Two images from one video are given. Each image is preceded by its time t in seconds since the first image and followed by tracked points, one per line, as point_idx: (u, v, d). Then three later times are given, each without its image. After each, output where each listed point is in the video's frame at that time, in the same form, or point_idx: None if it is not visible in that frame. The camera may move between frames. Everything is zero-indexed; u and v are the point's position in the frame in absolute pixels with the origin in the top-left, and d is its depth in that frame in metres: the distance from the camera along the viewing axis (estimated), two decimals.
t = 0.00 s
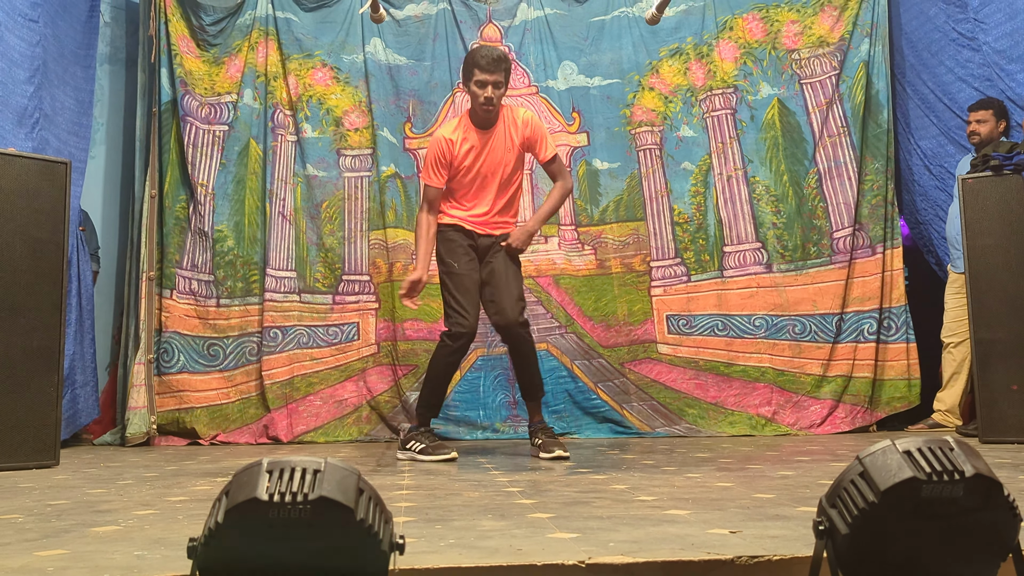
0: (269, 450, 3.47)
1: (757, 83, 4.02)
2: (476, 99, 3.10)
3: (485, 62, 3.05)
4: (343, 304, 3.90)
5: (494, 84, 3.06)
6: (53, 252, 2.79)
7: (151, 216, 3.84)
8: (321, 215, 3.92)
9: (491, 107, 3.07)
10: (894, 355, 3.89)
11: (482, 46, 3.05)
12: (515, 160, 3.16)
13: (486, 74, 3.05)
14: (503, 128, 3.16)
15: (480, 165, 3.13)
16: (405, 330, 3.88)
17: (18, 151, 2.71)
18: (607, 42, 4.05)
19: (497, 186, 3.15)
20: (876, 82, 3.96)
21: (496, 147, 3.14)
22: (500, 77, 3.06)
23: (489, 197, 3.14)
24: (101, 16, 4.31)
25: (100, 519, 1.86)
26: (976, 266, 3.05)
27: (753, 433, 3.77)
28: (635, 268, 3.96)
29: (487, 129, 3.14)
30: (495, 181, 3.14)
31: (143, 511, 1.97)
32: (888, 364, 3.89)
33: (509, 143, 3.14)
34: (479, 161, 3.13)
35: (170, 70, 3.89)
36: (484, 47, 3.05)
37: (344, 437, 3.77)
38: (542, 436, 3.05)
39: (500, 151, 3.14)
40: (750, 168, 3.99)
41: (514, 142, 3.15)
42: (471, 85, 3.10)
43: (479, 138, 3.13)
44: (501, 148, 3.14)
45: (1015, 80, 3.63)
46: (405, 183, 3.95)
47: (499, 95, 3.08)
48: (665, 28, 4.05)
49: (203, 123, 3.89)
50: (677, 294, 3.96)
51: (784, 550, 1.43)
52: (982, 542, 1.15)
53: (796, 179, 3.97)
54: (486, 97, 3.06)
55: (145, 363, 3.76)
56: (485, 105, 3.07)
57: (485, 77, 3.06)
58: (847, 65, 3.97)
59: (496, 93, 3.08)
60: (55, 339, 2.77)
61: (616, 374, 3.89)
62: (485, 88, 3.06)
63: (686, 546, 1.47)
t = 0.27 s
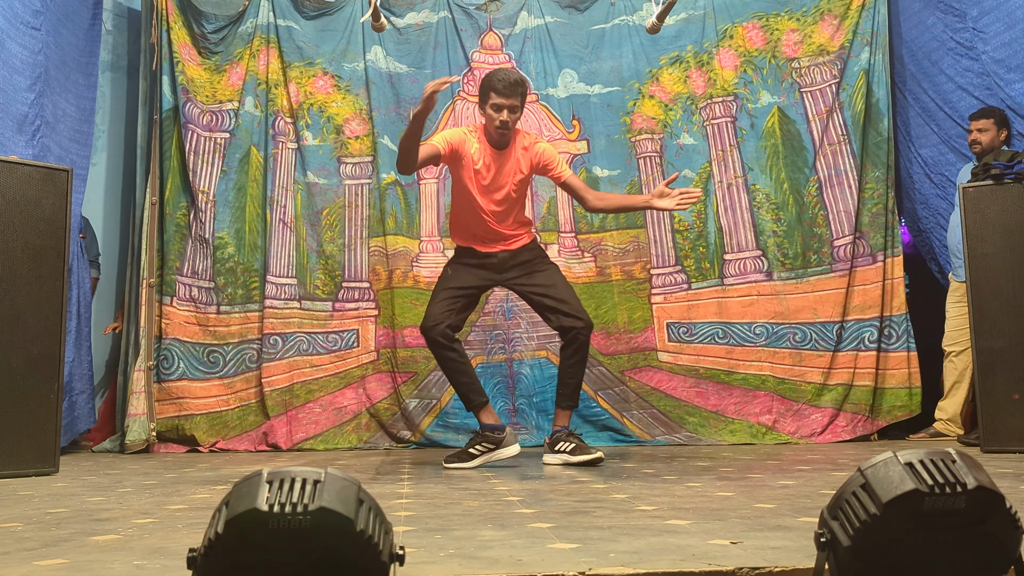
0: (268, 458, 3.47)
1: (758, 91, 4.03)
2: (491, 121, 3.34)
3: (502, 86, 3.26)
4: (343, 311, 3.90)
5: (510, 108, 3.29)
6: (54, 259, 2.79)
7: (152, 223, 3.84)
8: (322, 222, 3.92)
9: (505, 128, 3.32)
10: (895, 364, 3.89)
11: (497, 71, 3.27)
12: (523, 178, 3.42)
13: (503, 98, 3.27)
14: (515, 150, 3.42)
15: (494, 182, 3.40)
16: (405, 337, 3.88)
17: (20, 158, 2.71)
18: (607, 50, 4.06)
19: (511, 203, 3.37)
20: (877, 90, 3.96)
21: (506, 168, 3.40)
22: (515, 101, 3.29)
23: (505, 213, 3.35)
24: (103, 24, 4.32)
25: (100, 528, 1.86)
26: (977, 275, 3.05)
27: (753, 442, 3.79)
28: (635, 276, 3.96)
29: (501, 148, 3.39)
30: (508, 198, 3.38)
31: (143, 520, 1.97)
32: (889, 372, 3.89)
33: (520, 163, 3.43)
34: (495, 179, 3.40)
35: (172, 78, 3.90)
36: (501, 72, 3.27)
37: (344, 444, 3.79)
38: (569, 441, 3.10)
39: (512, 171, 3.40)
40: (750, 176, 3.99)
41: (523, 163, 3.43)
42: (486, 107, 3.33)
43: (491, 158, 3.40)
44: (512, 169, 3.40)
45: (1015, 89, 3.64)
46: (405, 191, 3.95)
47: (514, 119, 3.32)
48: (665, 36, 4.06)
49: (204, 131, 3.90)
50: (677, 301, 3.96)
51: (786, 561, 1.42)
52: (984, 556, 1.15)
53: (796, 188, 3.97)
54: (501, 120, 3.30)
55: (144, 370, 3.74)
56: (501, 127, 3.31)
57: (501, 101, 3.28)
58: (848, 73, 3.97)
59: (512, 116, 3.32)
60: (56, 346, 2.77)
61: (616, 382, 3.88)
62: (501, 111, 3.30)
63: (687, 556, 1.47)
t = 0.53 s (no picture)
0: (268, 463, 3.47)
1: (758, 97, 4.03)
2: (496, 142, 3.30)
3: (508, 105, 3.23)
4: (343, 316, 3.90)
5: (514, 129, 3.26)
6: (54, 264, 2.79)
7: (152, 228, 3.84)
8: (322, 228, 3.93)
9: (510, 150, 3.29)
10: (895, 370, 3.88)
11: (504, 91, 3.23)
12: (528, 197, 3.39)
13: (508, 119, 3.24)
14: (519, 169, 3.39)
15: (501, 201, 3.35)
16: (405, 343, 3.88)
17: (20, 163, 2.71)
18: (607, 56, 4.07)
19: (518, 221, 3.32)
20: (876, 97, 3.97)
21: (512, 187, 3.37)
22: (520, 122, 3.25)
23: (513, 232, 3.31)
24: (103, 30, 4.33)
25: (97, 533, 1.86)
26: (976, 281, 3.05)
27: (753, 447, 3.79)
28: (635, 282, 3.96)
29: (505, 168, 3.35)
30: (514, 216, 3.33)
31: (141, 525, 1.96)
32: (889, 379, 3.89)
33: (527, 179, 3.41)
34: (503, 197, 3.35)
35: (172, 83, 3.90)
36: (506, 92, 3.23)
37: (344, 450, 3.79)
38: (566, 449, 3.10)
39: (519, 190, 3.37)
40: (750, 182, 4.00)
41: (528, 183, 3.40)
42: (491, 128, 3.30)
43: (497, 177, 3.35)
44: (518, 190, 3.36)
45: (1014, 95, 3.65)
46: (405, 197, 3.96)
47: (519, 140, 3.29)
48: (666, 42, 4.06)
49: (204, 136, 3.90)
50: (677, 307, 3.96)
51: (785, 567, 1.42)
52: (983, 561, 1.14)
53: (796, 194, 3.98)
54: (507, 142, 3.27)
55: (144, 375, 3.75)
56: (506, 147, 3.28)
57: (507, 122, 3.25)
58: (847, 79, 3.98)
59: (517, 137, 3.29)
60: (55, 350, 2.77)
61: (616, 389, 3.88)
62: (506, 132, 3.27)
63: (686, 562, 1.47)
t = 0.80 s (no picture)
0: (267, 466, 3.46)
1: (757, 100, 4.04)
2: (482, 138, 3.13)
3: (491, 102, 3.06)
4: (343, 320, 3.90)
5: (499, 125, 3.08)
6: (53, 266, 2.79)
7: (151, 231, 3.84)
8: (321, 231, 3.93)
9: (497, 147, 3.10)
10: (894, 373, 3.88)
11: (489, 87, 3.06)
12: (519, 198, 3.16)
13: (491, 115, 3.07)
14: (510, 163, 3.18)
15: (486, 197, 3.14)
16: (405, 346, 3.88)
17: (20, 166, 2.72)
18: (606, 60, 4.07)
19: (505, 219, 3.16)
20: (876, 100, 3.97)
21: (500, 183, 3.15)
22: (504, 118, 3.08)
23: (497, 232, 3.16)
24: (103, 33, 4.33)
25: (95, 536, 1.85)
26: (976, 284, 3.04)
27: (752, 451, 3.78)
28: (635, 285, 3.97)
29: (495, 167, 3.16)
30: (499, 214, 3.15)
31: (139, 528, 1.96)
32: (888, 382, 3.88)
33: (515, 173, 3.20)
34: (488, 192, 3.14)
35: (172, 86, 3.89)
36: (489, 87, 3.06)
37: (343, 453, 3.78)
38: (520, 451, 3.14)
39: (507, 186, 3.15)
40: (750, 186, 4.00)
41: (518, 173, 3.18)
42: (477, 124, 3.12)
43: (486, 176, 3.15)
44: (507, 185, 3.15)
45: (1015, 98, 3.64)
46: (404, 200, 3.96)
47: (505, 136, 3.09)
48: (665, 45, 4.07)
49: (204, 139, 3.90)
50: (677, 311, 3.96)
51: (784, 568, 1.42)
52: (981, 563, 1.14)
53: (796, 197, 3.98)
54: (491, 139, 3.08)
55: (144, 378, 3.74)
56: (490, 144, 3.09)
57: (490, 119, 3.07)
58: (847, 83, 3.98)
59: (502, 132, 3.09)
60: (54, 353, 2.77)
61: (616, 392, 3.87)
62: (490, 129, 3.08)
63: (685, 564, 1.46)
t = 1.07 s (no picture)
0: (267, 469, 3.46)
1: (757, 103, 4.04)
2: (478, 136, 3.09)
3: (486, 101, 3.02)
4: (343, 322, 3.89)
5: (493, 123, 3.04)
6: (53, 270, 2.79)
7: (151, 234, 3.84)
8: (321, 233, 3.93)
9: (493, 145, 3.06)
10: (895, 376, 3.88)
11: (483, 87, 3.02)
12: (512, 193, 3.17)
13: (485, 113, 3.03)
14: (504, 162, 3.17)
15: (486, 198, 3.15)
16: (405, 348, 3.87)
17: (20, 169, 2.71)
18: (606, 62, 4.08)
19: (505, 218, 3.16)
20: (876, 103, 3.97)
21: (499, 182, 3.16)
22: (499, 116, 3.04)
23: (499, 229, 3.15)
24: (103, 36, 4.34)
25: (96, 538, 1.85)
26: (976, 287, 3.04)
27: (752, 453, 3.77)
28: (635, 287, 3.96)
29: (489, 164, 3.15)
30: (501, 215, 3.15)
31: (139, 531, 1.96)
32: (889, 385, 3.88)
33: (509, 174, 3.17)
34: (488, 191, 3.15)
35: (172, 89, 3.90)
36: (484, 86, 3.02)
37: (343, 456, 3.77)
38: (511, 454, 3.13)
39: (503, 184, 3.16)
40: (750, 188, 4.00)
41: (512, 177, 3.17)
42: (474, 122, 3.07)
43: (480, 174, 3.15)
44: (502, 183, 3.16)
45: (1016, 101, 3.62)
46: (404, 203, 3.97)
47: (499, 134, 3.05)
48: (665, 48, 4.08)
49: (204, 142, 3.90)
50: (677, 313, 3.96)
51: (784, 571, 1.42)
52: (982, 565, 1.14)
53: (795, 200, 3.98)
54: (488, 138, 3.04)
55: (144, 381, 3.74)
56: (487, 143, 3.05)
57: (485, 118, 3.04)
58: (847, 85, 3.99)
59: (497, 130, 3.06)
60: (55, 357, 2.77)
61: (616, 394, 3.87)
62: (485, 127, 3.04)
63: (686, 566, 1.46)
